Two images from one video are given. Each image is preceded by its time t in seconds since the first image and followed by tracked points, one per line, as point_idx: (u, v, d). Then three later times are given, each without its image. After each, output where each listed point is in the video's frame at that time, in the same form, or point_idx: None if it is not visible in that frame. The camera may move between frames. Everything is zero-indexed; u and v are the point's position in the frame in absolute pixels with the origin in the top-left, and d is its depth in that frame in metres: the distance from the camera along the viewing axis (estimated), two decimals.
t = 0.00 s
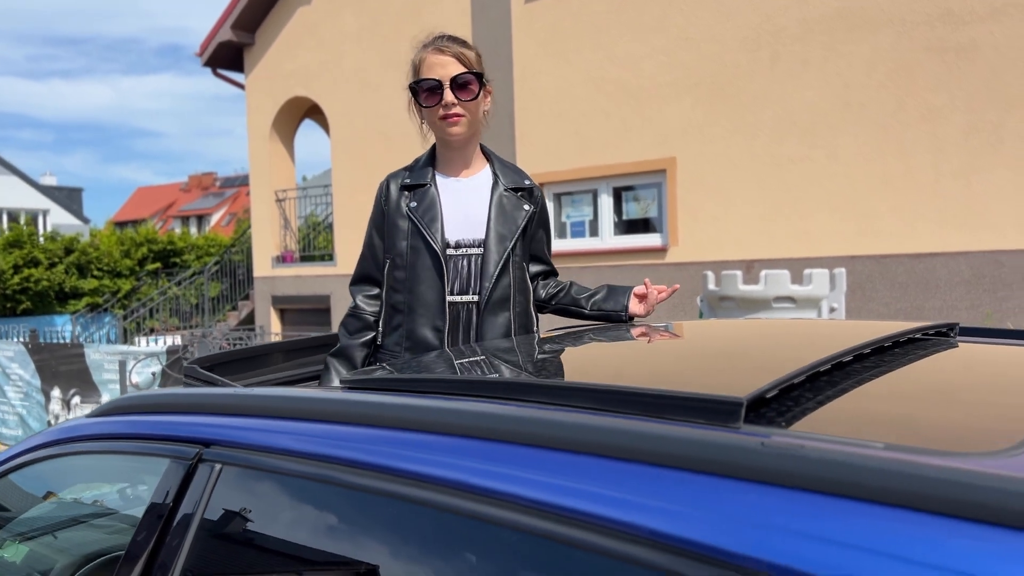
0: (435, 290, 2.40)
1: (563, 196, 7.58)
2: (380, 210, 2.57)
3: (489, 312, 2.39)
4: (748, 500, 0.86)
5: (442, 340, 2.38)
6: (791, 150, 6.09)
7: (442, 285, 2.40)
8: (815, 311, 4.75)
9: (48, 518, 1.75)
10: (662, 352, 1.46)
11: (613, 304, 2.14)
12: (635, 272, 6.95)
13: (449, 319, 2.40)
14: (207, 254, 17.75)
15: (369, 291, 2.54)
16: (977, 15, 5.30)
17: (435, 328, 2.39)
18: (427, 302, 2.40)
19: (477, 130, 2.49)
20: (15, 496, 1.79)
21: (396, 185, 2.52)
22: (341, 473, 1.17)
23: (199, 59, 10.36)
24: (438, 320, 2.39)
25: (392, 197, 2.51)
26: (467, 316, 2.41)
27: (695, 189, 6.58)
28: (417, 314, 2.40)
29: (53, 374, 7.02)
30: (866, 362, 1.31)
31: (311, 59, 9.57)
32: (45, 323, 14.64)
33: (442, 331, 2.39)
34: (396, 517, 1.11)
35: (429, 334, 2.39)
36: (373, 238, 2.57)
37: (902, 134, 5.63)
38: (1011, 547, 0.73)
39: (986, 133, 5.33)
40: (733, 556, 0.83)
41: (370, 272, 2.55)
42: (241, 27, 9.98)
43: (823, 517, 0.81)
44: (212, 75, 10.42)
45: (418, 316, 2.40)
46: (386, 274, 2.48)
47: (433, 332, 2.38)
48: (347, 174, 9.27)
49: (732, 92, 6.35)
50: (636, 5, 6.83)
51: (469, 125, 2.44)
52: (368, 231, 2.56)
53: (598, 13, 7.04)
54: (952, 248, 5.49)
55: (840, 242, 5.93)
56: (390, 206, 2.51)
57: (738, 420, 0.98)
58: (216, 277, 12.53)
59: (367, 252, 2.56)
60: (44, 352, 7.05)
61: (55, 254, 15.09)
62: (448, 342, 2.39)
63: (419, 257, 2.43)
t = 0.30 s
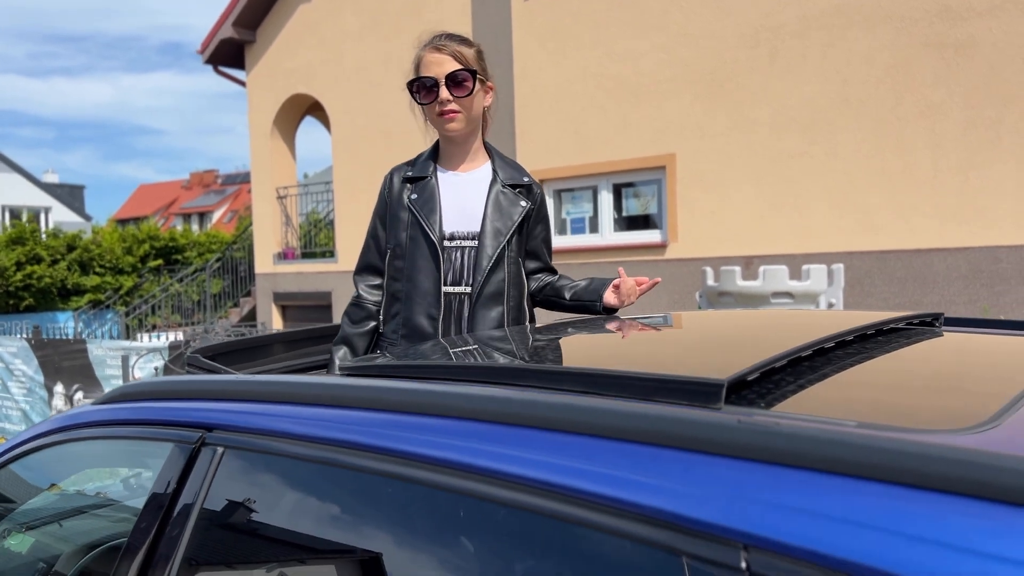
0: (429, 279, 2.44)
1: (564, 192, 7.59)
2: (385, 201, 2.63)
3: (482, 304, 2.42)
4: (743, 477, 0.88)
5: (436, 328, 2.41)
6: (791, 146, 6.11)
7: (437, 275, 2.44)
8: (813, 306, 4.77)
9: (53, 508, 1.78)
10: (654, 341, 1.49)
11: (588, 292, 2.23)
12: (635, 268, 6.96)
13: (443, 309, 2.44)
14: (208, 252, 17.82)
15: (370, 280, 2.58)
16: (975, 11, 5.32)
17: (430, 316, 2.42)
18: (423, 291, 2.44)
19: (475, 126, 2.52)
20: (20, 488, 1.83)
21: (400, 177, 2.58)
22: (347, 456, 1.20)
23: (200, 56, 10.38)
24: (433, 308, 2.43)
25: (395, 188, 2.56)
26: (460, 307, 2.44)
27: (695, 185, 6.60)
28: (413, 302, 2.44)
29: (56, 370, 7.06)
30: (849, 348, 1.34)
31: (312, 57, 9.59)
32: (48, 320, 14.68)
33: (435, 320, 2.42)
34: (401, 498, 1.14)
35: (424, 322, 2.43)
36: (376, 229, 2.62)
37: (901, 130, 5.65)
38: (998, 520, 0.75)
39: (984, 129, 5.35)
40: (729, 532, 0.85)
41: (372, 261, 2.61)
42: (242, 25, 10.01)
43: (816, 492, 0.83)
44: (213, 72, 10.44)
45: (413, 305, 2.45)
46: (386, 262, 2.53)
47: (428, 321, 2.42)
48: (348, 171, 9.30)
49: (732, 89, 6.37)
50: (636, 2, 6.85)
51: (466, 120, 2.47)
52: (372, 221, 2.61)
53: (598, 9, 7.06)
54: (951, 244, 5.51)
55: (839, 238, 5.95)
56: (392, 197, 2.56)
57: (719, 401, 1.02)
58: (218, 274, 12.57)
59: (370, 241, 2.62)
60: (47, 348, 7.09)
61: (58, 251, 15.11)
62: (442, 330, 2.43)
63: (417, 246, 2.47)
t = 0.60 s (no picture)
0: (415, 271, 2.51)
1: (569, 188, 7.61)
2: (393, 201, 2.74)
3: (462, 294, 2.42)
4: (740, 455, 0.90)
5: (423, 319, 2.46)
6: (796, 142, 6.12)
7: (423, 267, 2.50)
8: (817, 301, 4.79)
9: (64, 497, 1.81)
10: (656, 331, 1.52)
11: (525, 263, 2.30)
12: (640, 264, 6.98)
13: (430, 300, 2.47)
14: (214, 248, 17.89)
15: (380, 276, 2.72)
16: (980, 7, 5.32)
17: (419, 308, 2.48)
18: (411, 284, 2.51)
19: (465, 120, 2.55)
20: (31, 478, 1.86)
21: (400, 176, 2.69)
22: (355, 440, 1.23)
23: (206, 53, 10.42)
24: (421, 300, 2.48)
25: (395, 187, 2.67)
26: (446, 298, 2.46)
27: (699, 181, 6.62)
28: (405, 294, 2.52)
29: (64, 364, 7.12)
30: (846, 337, 1.37)
31: (318, 53, 9.62)
32: (56, 316, 14.77)
33: (424, 312, 2.47)
34: (409, 480, 1.17)
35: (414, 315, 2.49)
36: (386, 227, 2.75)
37: (905, 126, 5.65)
38: (985, 493, 0.77)
39: (989, 125, 5.35)
40: (725, 507, 0.87)
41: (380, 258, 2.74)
42: (248, 22, 10.04)
43: (812, 469, 0.85)
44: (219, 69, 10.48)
45: (404, 298, 2.52)
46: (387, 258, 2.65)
47: (417, 313, 2.48)
48: (354, 167, 9.34)
49: (736, 85, 6.38)
50: None
51: (453, 113, 2.50)
52: (380, 220, 2.75)
53: (603, 6, 7.07)
54: (955, 240, 5.52)
55: (843, 234, 5.96)
56: (393, 196, 2.68)
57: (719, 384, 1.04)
58: (224, 271, 12.62)
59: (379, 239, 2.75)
60: (55, 343, 7.15)
61: (65, 247, 15.19)
62: (430, 322, 2.46)
63: (407, 241, 2.56)
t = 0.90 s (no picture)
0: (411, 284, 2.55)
1: (577, 186, 7.63)
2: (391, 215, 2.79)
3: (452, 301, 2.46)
4: (741, 458, 0.92)
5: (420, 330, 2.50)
6: (804, 141, 6.12)
7: (418, 279, 2.55)
8: (825, 300, 4.80)
9: (80, 494, 1.85)
10: (661, 335, 1.54)
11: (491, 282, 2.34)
12: (648, 262, 6.99)
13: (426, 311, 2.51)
14: (224, 246, 18.00)
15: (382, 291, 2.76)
16: (989, 5, 5.31)
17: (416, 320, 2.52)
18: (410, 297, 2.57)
19: (460, 135, 2.61)
20: (49, 475, 1.90)
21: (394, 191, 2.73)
22: (367, 440, 1.26)
23: (216, 52, 10.48)
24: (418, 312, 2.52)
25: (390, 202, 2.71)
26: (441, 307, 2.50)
27: (707, 180, 6.62)
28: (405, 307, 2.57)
29: (77, 362, 7.19)
30: (847, 341, 1.38)
31: (327, 52, 9.66)
32: (68, 313, 14.91)
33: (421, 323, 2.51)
34: (419, 479, 1.20)
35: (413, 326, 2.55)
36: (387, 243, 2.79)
37: (914, 124, 5.65)
38: (979, 498, 0.79)
39: (998, 123, 5.33)
40: (725, 507, 0.89)
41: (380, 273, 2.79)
42: (258, 21, 10.09)
43: (812, 472, 0.87)
44: (230, 68, 10.54)
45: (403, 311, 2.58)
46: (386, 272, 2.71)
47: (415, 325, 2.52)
48: (363, 166, 9.38)
49: (744, 84, 6.38)
50: None
51: (450, 127, 2.55)
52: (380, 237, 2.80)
53: (611, 5, 7.08)
54: (964, 238, 5.51)
55: (851, 232, 5.96)
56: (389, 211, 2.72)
57: (718, 388, 1.06)
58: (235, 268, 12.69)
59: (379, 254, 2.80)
60: (68, 341, 7.23)
61: (77, 245, 15.33)
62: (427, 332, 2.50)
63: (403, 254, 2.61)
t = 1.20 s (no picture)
0: (463, 289, 2.63)
1: (585, 187, 7.66)
2: (384, 231, 2.72)
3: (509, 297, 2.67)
4: (730, 469, 0.96)
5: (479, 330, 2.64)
6: (811, 142, 6.13)
7: (467, 284, 2.63)
8: (832, 301, 4.85)
9: (94, 494, 1.89)
10: (661, 343, 1.57)
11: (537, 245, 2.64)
12: (656, 262, 7.02)
13: (481, 312, 2.65)
14: (235, 245, 18.13)
15: (380, 307, 2.66)
16: (997, 6, 5.31)
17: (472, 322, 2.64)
18: (456, 303, 2.64)
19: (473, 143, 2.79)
20: (63, 475, 1.95)
21: (399, 204, 2.69)
22: (372, 447, 1.30)
23: (227, 53, 10.56)
24: (470, 315, 2.64)
25: (399, 216, 2.67)
26: (494, 306, 2.66)
27: (714, 180, 6.64)
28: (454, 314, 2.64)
29: (91, 361, 7.28)
30: (832, 351, 1.41)
31: (337, 53, 9.72)
32: (81, 313, 15.07)
33: (478, 324, 2.64)
34: (422, 485, 1.24)
35: (464, 330, 2.65)
36: (380, 258, 2.71)
37: (922, 125, 5.65)
38: (954, 510, 0.82)
39: (1006, 124, 5.33)
40: (713, 516, 0.93)
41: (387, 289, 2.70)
42: (269, 22, 10.16)
43: (797, 484, 0.91)
44: (240, 69, 10.62)
45: (451, 318, 2.64)
46: (407, 287, 2.66)
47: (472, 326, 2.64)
48: (372, 166, 9.44)
49: (752, 85, 6.40)
50: None
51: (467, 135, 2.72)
52: (375, 252, 2.71)
53: (619, 6, 7.10)
54: (971, 239, 5.51)
55: (859, 233, 5.97)
56: (398, 225, 2.67)
57: (705, 401, 1.10)
58: (245, 268, 12.78)
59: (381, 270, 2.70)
60: (82, 340, 7.32)
61: (90, 244, 15.48)
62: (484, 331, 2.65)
63: (440, 264, 2.65)
